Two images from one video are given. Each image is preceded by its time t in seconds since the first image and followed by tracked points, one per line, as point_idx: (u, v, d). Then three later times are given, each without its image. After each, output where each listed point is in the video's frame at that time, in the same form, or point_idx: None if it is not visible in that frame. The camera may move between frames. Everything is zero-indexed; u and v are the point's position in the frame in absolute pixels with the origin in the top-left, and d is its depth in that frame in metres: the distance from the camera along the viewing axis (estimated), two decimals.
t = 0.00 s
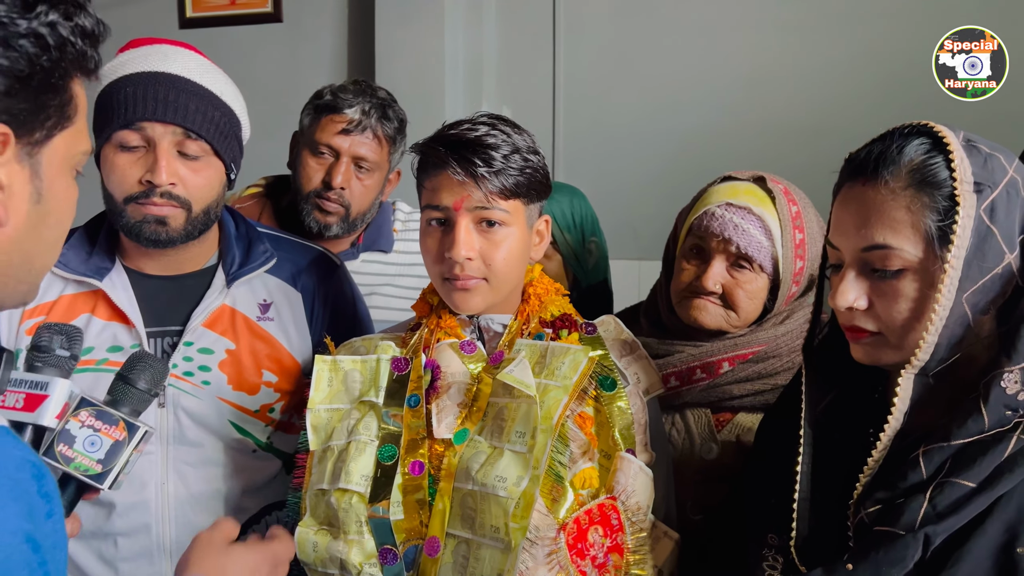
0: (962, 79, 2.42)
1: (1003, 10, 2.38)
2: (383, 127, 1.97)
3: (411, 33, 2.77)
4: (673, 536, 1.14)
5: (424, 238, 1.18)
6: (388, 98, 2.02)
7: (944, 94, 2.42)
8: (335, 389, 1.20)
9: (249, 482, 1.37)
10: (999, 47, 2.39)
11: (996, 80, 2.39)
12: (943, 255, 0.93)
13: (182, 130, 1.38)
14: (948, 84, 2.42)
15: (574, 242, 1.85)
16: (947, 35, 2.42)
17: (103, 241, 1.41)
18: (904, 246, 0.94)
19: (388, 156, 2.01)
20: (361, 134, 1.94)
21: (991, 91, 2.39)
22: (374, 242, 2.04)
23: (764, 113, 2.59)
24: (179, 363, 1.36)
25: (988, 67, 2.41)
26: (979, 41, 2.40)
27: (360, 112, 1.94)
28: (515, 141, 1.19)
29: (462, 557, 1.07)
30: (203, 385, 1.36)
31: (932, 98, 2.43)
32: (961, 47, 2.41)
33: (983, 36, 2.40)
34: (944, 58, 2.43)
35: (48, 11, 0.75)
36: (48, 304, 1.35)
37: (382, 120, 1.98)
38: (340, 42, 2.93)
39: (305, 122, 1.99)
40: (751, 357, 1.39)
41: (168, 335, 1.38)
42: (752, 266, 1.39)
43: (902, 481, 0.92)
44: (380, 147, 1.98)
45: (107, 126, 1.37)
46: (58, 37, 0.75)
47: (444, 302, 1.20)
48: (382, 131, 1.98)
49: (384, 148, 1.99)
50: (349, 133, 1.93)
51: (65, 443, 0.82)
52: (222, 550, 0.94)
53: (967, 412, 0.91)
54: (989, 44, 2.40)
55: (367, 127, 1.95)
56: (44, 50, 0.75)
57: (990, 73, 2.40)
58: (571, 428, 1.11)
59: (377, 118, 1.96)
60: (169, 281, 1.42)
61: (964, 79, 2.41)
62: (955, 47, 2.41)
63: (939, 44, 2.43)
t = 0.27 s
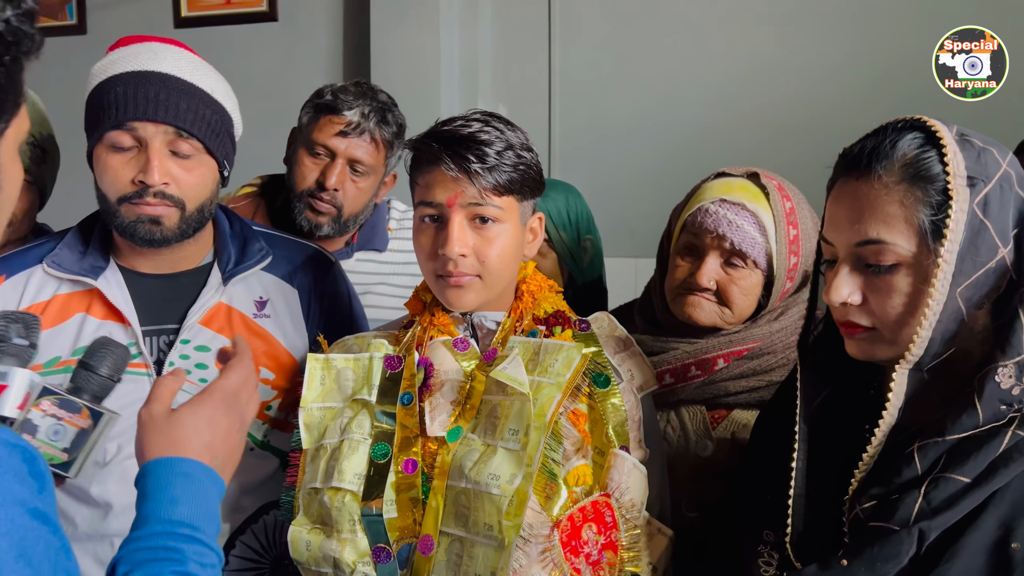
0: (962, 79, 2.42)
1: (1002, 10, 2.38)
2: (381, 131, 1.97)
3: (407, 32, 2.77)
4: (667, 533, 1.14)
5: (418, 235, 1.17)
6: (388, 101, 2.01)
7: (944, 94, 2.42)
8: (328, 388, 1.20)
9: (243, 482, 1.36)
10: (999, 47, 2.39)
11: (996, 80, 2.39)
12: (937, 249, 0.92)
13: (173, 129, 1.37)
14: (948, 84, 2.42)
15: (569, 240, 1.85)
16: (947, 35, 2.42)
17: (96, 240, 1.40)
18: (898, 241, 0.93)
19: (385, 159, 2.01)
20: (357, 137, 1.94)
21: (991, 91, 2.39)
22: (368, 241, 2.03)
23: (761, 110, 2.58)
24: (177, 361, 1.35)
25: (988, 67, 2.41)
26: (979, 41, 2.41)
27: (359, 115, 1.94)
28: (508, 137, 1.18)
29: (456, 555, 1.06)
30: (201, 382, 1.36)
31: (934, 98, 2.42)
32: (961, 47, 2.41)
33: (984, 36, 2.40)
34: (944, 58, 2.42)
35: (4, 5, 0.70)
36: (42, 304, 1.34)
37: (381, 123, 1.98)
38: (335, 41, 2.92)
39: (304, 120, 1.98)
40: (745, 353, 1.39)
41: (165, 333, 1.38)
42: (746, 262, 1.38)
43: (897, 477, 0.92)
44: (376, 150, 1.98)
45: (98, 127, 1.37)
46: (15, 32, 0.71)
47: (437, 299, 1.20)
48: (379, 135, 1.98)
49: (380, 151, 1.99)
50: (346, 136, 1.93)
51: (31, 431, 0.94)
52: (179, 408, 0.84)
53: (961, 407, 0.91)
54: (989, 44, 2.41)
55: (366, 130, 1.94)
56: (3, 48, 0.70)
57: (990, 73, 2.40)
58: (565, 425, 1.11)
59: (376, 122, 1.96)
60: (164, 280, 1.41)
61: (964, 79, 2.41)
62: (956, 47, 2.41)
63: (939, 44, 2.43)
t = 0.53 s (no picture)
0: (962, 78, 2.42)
1: (1002, 9, 2.38)
2: (382, 136, 1.95)
3: (405, 31, 2.76)
4: (665, 530, 1.14)
5: (413, 234, 1.17)
6: (389, 105, 1.98)
7: (945, 94, 2.42)
8: (325, 387, 1.20)
9: (244, 483, 1.35)
10: (999, 47, 2.39)
11: (996, 80, 2.39)
12: (933, 247, 0.92)
13: (174, 130, 1.37)
14: (949, 84, 2.42)
15: (566, 239, 1.84)
16: (947, 35, 2.42)
17: (95, 241, 1.40)
18: (893, 238, 0.93)
19: (385, 163, 1.99)
20: (358, 142, 1.92)
21: (991, 91, 2.39)
22: (366, 242, 2.03)
23: (759, 109, 2.58)
24: (178, 362, 1.35)
25: (988, 67, 2.41)
26: (979, 41, 2.41)
27: (359, 119, 1.92)
28: (503, 136, 1.18)
29: (453, 553, 1.06)
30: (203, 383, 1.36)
31: (935, 97, 2.42)
32: (960, 47, 2.41)
33: (983, 36, 2.40)
34: (944, 58, 2.42)
35: None
36: (41, 305, 1.34)
37: (381, 127, 1.96)
38: (332, 41, 2.92)
39: (304, 122, 1.96)
40: (741, 351, 1.39)
41: (166, 334, 1.37)
42: (739, 261, 1.38)
43: (894, 473, 0.92)
44: (376, 154, 1.96)
45: (97, 129, 1.36)
46: None
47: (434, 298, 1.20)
48: (380, 139, 1.95)
49: (380, 155, 1.97)
50: (347, 139, 1.91)
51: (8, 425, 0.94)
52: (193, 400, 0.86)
53: (959, 403, 0.91)
54: (989, 44, 2.41)
55: (366, 134, 1.92)
56: None
57: (990, 73, 2.40)
58: (562, 423, 1.11)
59: (376, 126, 1.94)
60: (164, 280, 1.41)
61: (964, 79, 2.41)
62: (955, 47, 2.41)
63: (939, 44, 2.43)
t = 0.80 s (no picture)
0: (962, 79, 2.42)
1: (1001, 9, 2.38)
2: (385, 139, 1.94)
3: (404, 32, 2.76)
4: (665, 529, 1.14)
5: (413, 233, 1.17)
6: (393, 108, 1.97)
7: (944, 93, 2.42)
8: (325, 387, 1.20)
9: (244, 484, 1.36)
10: (999, 47, 2.39)
11: (996, 80, 2.39)
12: (930, 244, 0.93)
13: (179, 134, 1.37)
14: (949, 84, 2.42)
15: (564, 239, 1.85)
16: (947, 35, 2.42)
17: (99, 242, 1.40)
18: (890, 236, 0.94)
19: (388, 166, 1.99)
20: (361, 145, 1.92)
21: (991, 91, 2.39)
22: (368, 242, 2.02)
23: (759, 108, 2.58)
24: (179, 363, 1.34)
25: (988, 67, 2.41)
26: (979, 41, 2.41)
27: (364, 123, 1.91)
28: (502, 135, 1.18)
29: (454, 552, 1.06)
30: (205, 384, 1.35)
31: (935, 97, 2.42)
32: (960, 47, 2.41)
33: (983, 36, 2.40)
34: (944, 58, 2.42)
35: None
36: (44, 305, 1.34)
37: (386, 131, 1.95)
38: (331, 41, 2.92)
39: (308, 124, 1.95)
40: (740, 349, 1.39)
41: (168, 336, 1.37)
42: (737, 259, 1.39)
43: (894, 471, 0.92)
44: (380, 158, 1.95)
45: (101, 132, 1.37)
46: (6, 40, 0.79)
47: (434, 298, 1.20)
48: (384, 143, 1.95)
49: (383, 159, 1.96)
50: (350, 143, 1.91)
51: (15, 428, 0.83)
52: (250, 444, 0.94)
53: (957, 400, 0.91)
54: (989, 44, 2.41)
55: (370, 137, 1.92)
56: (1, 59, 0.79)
57: (990, 73, 2.40)
58: (562, 422, 1.11)
59: (380, 130, 1.93)
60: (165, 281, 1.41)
61: (964, 79, 2.41)
62: (955, 48, 2.41)
63: (939, 44, 2.43)
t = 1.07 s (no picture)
0: (962, 79, 2.41)
1: (1002, 9, 2.37)
2: (388, 140, 1.94)
3: (404, 32, 2.76)
4: (667, 527, 1.14)
5: (412, 232, 1.16)
6: (394, 108, 1.97)
7: (944, 93, 2.42)
8: (326, 386, 1.20)
9: (245, 484, 1.36)
10: (999, 47, 2.38)
11: (996, 80, 2.38)
12: (928, 241, 0.92)
13: (183, 138, 1.37)
14: (949, 84, 2.42)
15: (565, 237, 1.85)
16: (947, 35, 2.42)
17: (101, 242, 1.40)
18: (888, 233, 0.93)
19: (390, 166, 1.99)
20: (363, 146, 1.92)
21: (991, 91, 2.38)
22: (369, 242, 2.02)
23: (759, 107, 2.57)
24: (179, 365, 1.34)
25: (988, 67, 2.41)
26: (979, 41, 2.40)
27: (367, 123, 1.91)
28: (501, 133, 1.18)
29: (455, 552, 1.06)
30: (203, 387, 1.36)
31: (934, 97, 2.41)
32: (961, 47, 2.41)
33: (984, 36, 2.40)
34: (944, 58, 2.42)
35: (20, 30, 0.81)
36: (46, 304, 1.34)
37: (389, 132, 1.94)
38: (331, 41, 2.92)
39: (309, 124, 1.94)
40: (742, 347, 1.38)
41: (168, 336, 1.37)
42: (738, 258, 1.38)
43: (893, 468, 0.92)
44: (381, 158, 1.95)
45: (106, 134, 1.36)
46: (30, 54, 0.82)
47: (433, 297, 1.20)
48: (388, 143, 1.95)
49: (386, 159, 1.97)
50: (353, 143, 1.91)
51: (46, 425, 0.97)
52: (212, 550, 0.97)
53: (956, 397, 0.91)
54: (989, 44, 2.40)
55: (373, 138, 1.92)
56: (18, 68, 0.81)
57: (990, 73, 2.40)
58: (562, 421, 1.11)
59: (383, 130, 1.93)
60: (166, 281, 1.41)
61: (964, 79, 2.40)
62: (955, 47, 2.41)
63: (939, 44, 2.42)
